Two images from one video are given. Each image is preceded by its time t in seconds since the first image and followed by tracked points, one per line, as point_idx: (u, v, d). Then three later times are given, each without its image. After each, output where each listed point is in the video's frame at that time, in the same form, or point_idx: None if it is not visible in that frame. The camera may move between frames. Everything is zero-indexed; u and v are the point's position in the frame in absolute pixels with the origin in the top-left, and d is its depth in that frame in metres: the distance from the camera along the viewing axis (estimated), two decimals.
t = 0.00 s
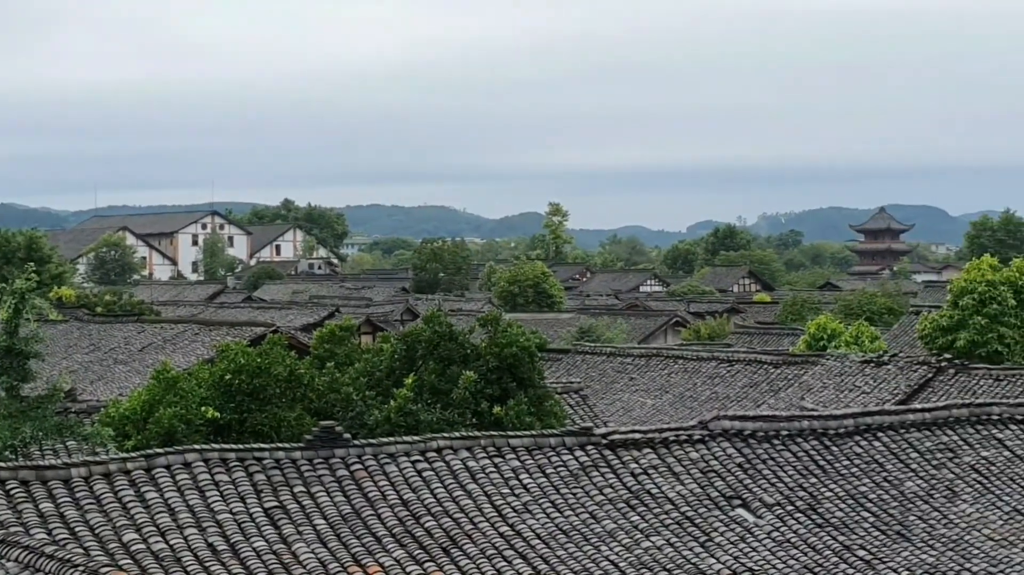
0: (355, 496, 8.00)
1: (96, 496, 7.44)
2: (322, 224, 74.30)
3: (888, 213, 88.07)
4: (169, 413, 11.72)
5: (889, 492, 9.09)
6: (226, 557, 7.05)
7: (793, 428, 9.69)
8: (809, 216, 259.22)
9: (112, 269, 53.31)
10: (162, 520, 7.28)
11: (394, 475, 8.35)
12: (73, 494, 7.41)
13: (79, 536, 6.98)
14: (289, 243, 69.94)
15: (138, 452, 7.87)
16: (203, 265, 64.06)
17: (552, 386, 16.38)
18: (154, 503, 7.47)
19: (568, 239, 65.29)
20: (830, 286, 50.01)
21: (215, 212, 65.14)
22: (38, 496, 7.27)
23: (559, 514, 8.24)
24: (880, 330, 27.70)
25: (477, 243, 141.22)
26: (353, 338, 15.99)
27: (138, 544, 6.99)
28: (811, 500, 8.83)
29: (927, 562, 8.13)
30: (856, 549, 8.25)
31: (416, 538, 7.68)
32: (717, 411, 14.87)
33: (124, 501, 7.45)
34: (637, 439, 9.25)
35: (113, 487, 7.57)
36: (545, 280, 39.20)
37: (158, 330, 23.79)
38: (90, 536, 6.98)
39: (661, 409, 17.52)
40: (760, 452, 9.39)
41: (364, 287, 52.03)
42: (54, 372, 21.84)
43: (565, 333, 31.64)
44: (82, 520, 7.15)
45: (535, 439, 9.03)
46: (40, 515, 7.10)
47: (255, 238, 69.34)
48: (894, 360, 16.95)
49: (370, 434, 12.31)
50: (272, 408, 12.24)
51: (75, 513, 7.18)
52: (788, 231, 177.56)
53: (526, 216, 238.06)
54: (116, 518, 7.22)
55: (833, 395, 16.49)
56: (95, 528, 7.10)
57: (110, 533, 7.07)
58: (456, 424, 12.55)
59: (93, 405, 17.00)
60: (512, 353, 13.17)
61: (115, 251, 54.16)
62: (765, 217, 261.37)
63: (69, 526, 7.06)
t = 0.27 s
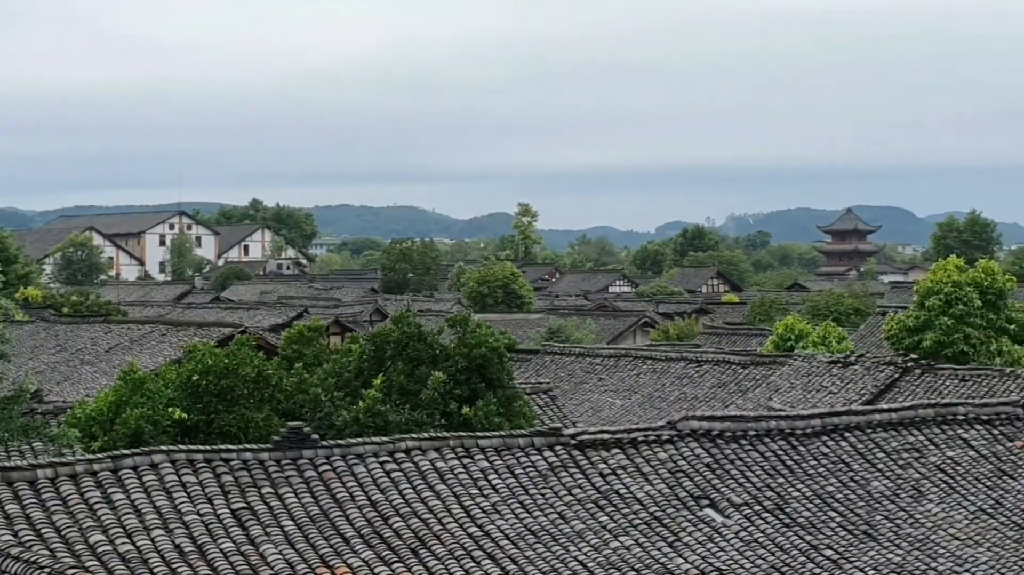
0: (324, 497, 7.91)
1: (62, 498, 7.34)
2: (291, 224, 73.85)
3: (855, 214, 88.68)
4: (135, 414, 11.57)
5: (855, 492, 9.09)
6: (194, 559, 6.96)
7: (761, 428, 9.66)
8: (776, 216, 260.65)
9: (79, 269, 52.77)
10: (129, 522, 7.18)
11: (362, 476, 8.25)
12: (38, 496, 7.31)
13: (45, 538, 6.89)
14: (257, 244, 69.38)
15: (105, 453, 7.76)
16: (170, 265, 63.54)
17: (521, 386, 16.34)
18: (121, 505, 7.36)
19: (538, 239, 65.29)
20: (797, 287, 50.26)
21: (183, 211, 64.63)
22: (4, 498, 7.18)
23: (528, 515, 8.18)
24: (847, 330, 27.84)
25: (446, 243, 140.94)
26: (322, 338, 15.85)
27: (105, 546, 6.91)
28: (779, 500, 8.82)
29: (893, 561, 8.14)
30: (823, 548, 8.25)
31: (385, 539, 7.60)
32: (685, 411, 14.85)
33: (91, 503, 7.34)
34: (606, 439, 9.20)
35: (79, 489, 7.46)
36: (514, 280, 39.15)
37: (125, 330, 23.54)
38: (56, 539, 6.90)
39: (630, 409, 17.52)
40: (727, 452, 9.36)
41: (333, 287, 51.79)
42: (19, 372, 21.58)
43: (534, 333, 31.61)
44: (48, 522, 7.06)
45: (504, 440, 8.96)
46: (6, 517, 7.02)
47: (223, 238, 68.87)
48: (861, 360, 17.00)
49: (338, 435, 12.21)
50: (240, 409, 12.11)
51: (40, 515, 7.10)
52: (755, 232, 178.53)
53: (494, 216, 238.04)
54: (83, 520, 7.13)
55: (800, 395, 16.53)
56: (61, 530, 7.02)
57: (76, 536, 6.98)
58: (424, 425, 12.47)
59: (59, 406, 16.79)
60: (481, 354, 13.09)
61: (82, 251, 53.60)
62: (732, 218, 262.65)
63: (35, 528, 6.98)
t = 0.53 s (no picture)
0: (286, 499, 7.79)
1: (22, 500, 7.17)
2: (254, 224, 73.31)
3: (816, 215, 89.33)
4: (96, 416, 11.38)
5: (817, 492, 9.09)
6: (155, 562, 6.85)
7: (724, 428, 9.64)
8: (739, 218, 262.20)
9: (39, 269, 52.10)
10: (90, 525, 7.03)
11: (325, 477, 8.13)
12: None
13: (4, 541, 6.74)
14: (220, 244, 68.75)
15: (65, 455, 7.58)
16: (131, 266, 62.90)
17: (485, 387, 16.27)
18: (81, 507, 7.20)
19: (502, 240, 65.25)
20: (760, 287, 50.52)
21: (145, 211, 64.00)
22: None
23: (491, 516, 8.11)
24: (809, 330, 27.99)
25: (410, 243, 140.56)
26: (285, 339, 15.67)
27: (66, 549, 6.77)
28: (741, 500, 8.80)
29: (855, 560, 8.14)
30: (785, 548, 8.24)
31: (347, 541, 7.50)
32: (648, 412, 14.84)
33: (51, 505, 7.18)
34: (569, 440, 9.13)
35: (39, 492, 7.30)
36: (478, 281, 39.06)
37: (86, 331, 23.24)
38: (15, 542, 6.74)
39: (594, 409, 17.50)
40: (690, 452, 9.32)
41: (296, 287, 51.48)
42: None
43: (498, 334, 31.56)
44: (8, 525, 6.90)
45: (468, 441, 8.87)
46: None
47: (185, 239, 68.28)
48: (823, 360, 17.07)
49: (301, 436, 12.08)
50: (202, 410, 11.94)
51: None
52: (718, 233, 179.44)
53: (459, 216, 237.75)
54: (43, 523, 6.98)
55: (763, 396, 16.57)
56: (21, 533, 6.86)
57: (36, 538, 6.83)
58: (388, 426, 12.38)
59: (17, 408, 16.54)
60: (444, 354, 13.00)
61: (42, 251, 52.92)
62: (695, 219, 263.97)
63: None
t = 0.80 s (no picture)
0: (255, 499, 7.69)
1: None
2: (223, 224, 72.79)
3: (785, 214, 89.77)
4: (64, 416, 11.23)
5: (786, 490, 9.09)
6: (123, 562, 6.73)
7: (694, 428, 9.62)
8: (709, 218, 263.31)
9: (6, 269, 51.51)
10: (58, 525, 6.91)
11: (295, 478, 8.04)
12: None
13: None
14: (189, 243, 68.22)
15: (32, 455, 7.45)
16: (100, 265, 62.32)
17: (455, 387, 16.19)
18: (49, 507, 7.08)
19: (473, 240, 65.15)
20: (731, 287, 50.69)
21: (113, 211, 63.43)
22: None
23: (461, 515, 8.04)
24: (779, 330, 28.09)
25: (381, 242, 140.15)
26: (254, 339, 15.53)
27: (33, 549, 6.65)
28: (711, 498, 8.78)
29: (824, 558, 8.14)
30: (755, 546, 8.22)
31: (317, 541, 7.41)
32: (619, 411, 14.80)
33: (19, 505, 7.05)
34: (539, 439, 9.09)
35: (7, 492, 7.16)
36: (449, 280, 38.96)
37: (53, 331, 22.97)
38: None
39: (564, 409, 17.47)
40: (661, 451, 9.30)
41: (266, 287, 51.17)
42: None
43: (469, 334, 31.48)
44: None
45: (438, 440, 8.80)
46: None
47: (154, 238, 67.74)
48: (792, 360, 17.11)
49: (271, 436, 11.96)
50: (171, 410, 11.79)
51: None
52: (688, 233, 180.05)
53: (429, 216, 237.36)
54: (11, 523, 6.85)
55: (733, 394, 16.58)
56: None
57: (3, 539, 6.71)
58: (358, 426, 12.28)
59: None
60: (415, 354, 12.92)
61: (9, 251, 52.32)
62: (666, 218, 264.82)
63: None
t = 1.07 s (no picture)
0: (228, 500, 7.62)
1: None
2: (195, 223, 72.29)
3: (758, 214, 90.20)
4: (35, 416, 11.10)
5: (758, 489, 9.10)
6: (95, 563, 6.66)
7: (667, 427, 9.62)
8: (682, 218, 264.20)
9: None
10: (29, 526, 6.82)
11: (267, 478, 7.98)
12: None
13: None
14: (162, 243, 67.74)
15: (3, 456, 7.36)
16: (71, 265, 61.75)
17: (429, 386, 16.13)
18: (20, 508, 6.99)
19: (447, 240, 65.06)
20: (704, 287, 50.84)
21: (85, 210, 62.88)
22: None
23: (435, 515, 8.00)
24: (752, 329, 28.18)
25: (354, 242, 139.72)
26: (227, 338, 15.41)
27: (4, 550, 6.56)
28: (684, 498, 8.79)
29: (795, 557, 8.17)
30: (727, 546, 8.23)
31: (290, 542, 7.36)
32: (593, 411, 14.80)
33: None
34: (513, 439, 9.06)
35: None
36: (423, 280, 38.88)
37: (24, 332, 22.72)
38: None
39: (538, 408, 17.45)
40: (634, 451, 9.29)
41: (239, 287, 50.90)
42: None
43: (443, 333, 31.40)
44: None
45: (411, 440, 8.75)
46: None
47: (126, 238, 67.21)
48: (764, 359, 17.16)
49: (243, 436, 11.87)
50: (142, 410, 11.67)
51: None
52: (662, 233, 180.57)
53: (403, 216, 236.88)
54: None
55: (705, 394, 16.60)
56: None
57: None
58: (331, 426, 12.20)
59: None
60: (388, 353, 12.86)
61: None
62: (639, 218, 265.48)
63: None
